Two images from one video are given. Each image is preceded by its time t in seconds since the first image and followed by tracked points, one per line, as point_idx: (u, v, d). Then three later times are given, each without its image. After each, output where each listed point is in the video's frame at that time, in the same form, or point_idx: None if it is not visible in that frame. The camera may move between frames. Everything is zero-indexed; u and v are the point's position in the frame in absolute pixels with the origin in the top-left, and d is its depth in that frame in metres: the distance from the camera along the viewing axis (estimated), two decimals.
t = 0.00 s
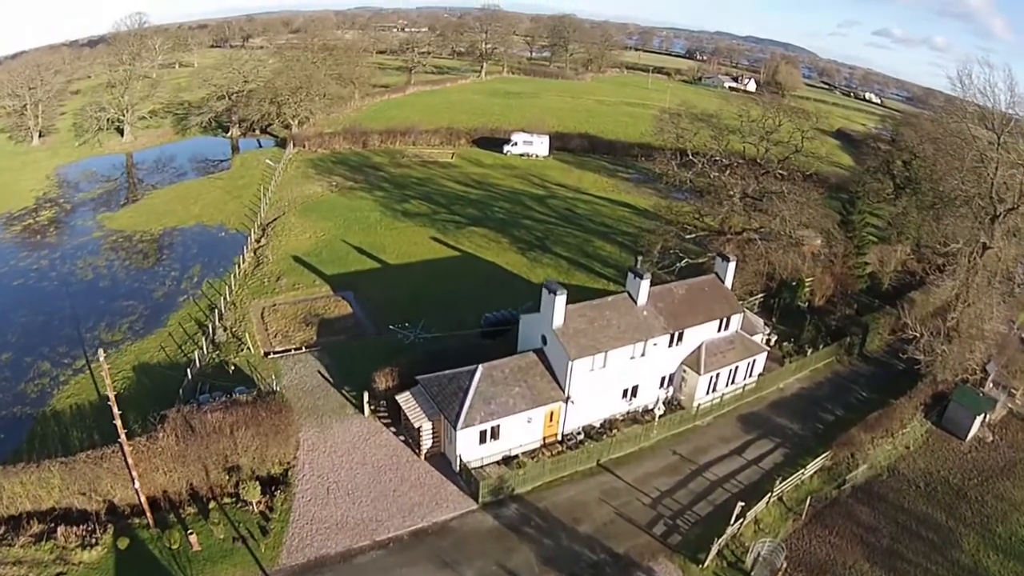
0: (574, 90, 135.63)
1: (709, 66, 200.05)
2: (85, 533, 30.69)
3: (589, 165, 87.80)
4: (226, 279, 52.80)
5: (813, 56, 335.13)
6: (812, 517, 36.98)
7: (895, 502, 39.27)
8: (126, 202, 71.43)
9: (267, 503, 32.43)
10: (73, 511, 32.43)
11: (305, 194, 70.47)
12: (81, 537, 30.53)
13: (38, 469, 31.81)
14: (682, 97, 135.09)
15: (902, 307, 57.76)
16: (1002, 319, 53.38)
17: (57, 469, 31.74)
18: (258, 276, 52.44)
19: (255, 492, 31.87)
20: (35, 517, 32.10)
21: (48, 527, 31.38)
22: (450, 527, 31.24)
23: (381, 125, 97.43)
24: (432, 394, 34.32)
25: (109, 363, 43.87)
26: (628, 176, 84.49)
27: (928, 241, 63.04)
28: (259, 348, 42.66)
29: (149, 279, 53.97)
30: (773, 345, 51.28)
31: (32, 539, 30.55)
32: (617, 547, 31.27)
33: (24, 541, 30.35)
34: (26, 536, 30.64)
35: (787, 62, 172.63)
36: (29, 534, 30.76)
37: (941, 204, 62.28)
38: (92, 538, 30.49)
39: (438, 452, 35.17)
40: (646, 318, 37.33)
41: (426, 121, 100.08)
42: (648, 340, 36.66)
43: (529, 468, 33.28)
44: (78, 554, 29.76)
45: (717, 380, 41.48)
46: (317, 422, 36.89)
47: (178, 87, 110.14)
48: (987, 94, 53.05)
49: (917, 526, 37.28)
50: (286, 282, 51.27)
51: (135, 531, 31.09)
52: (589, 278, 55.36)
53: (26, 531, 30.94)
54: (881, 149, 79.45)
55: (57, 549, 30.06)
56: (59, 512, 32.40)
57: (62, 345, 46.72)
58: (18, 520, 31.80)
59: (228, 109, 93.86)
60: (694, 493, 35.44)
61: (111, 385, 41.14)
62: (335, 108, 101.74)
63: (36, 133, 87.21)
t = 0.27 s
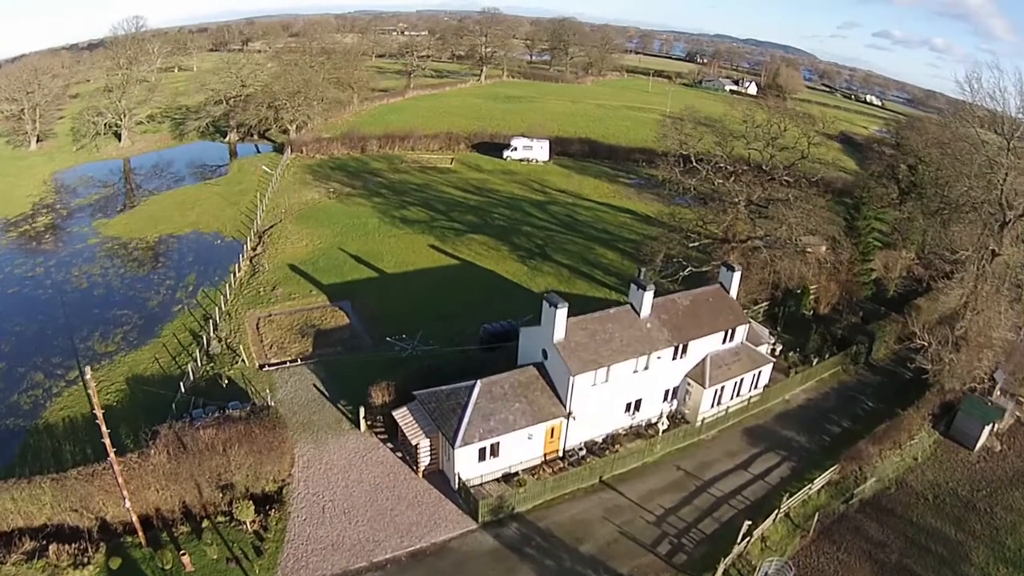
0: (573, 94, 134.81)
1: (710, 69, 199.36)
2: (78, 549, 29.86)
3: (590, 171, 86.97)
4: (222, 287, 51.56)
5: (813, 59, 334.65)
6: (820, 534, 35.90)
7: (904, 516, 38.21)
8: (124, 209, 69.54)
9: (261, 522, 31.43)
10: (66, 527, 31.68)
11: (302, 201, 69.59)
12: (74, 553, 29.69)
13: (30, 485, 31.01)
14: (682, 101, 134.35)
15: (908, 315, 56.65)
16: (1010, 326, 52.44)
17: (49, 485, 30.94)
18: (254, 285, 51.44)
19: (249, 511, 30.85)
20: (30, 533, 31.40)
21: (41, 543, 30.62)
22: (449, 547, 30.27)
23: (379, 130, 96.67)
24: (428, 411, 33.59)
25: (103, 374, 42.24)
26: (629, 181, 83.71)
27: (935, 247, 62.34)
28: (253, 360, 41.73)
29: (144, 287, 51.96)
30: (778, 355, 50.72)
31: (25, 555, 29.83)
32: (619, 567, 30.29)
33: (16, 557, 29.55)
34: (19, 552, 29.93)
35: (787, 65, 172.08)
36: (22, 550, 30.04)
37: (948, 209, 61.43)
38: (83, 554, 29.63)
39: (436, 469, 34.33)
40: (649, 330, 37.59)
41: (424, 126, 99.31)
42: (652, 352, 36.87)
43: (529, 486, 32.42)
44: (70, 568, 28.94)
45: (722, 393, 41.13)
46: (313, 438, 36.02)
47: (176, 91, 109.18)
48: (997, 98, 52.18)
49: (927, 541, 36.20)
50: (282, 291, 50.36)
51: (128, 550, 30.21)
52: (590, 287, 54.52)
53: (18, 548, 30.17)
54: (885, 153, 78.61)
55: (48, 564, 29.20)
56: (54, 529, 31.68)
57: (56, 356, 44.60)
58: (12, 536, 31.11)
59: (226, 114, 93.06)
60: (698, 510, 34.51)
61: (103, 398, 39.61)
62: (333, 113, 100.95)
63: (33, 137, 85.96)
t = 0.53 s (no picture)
0: (575, 95, 133.79)
1: (712, 68, 198.34)
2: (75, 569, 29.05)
3: (593, 173, 86.12)
4: (220, 296, 50.86)
5: (815, 58, 333.17)
6: (833, 547, 34.64)
7: (916, 527, 37.07)
8: (122, 215, 68.63)
9: (259, 541, 30.62)
10: (63, 545, 30.86)
11: (302, 206, 68.83)
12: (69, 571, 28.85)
13: (25, 502, 30.41)
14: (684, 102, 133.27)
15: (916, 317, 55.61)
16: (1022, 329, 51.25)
17: (44, 503, 30.25)
18: (252, 294, 50.71)
19: (246, 529, 30.02)
20: (25, 551, 30.63)
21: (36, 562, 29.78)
22: (452, 566, 29.40)
23: (380, 133, 95.83)
24: (430, 426, 33.01)
25: (100, 387, 40.93)
26: (632, 183, 82.85)
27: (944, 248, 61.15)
28: (251, 371, 41.00)
29: (141, 297, 51.11)
30: (787, 361, 49.59)
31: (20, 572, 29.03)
32: None
33: None
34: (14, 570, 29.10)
35: (790, 64, 170.99)
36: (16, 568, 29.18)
37: (957, 211, 60.31)
38: None
39: (438, 484, 33.51)
40: (656, 340, 36.78)
41: (425, 129, 98.47)
42: (660, 363, 36.14)
43: (533, 503, 31.65)
44: None
45: (730, 403, 40.20)
46: (312, 453, 35.26)
47: (176, 96, 108.52)
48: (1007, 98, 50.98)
49: (939, 552, 35.08)
50: (281, 300, 49.61)
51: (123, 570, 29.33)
52: (594, 292, 53.68)
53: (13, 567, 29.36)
54: (892, 153, 77.54)
55: None
56: (49, 547, 30.85)
57: (52, 368, 43.27)
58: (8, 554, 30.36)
59: (225, 119, 92.42)
60: (707, 525, 33.57)
61: (100, 412, 38.54)
62: (333, 117, 100.16)
63: (32, 144, 85.37)
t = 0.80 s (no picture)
0: (577, 93, 132.67)
1: (714, 64, 196.98)
2: None
3: (596, 172, 85.12)
4: (218, 302, 50.08)
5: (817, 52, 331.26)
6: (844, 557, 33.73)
7: (930, 535, 36.05)
8: (121, 219, 67.89)
9: (257, 557, 29.86)
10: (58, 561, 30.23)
11: (302, 209, 67.99)
12: None
13: (19, 519, 29.53)
14: (687, 98, 132.06)
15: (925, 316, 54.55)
16: None
17: (38, 519, 29.39)
18: (251, 299, 49.94)
19: (244, 546, 29.24)
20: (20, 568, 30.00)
21: None
22: None
23: (380, 133, 94.91)
24: (432, 438, 32.24)
25: (96, 397, 40.04)
26: (636, 182, 81.91)
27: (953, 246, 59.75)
28: (249, 380, 40.21)
29: (139, 303, 50.37)
30: (795, 364, 48.62)
31: None
32: None
33: None
34: None
35: (792, 59, 169.64)
36: None
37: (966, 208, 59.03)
38: None
39: (441, 497, 32.70)
40: (664, 346, 35.87)
41: (426, 128, 97.53)
42: (667, 370, 35.22)
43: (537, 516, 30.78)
44: None
45: (739, 409, 39.21)
46: (312, 464, 34.49)
47: (175, 98, 107.73)
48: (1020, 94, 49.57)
49: (953, 561, 34.06)
50: (280, 305, 48.83)
51: None
52: (599, 295, 52.74)
53: None
54: (899, 149, 76.37)
55: None
56: (44, 563, 30.20)
57: (48, 377, 42.29)
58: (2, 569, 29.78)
59: (225, 121, 91.65)
60: (717, 536, 32.68)
61: (96, 423, 37.59)
62: (333, 117, 99.27)
63: (31, 148, 84.54)
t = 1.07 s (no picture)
0: (577, 89, 131.65)
1: (715, 60, 195.74)
2: None
3: (597, 170, 84.24)
4: (212, 303, 49.29)
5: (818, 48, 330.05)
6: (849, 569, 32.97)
7: (936, 545, 35.26)
8: (117, 218, 67.11)
9: (250, 570, 29.04)
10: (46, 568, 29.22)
11: (299, 208, 67.14)
12: None
13: (9, 529, 28.81)
14: (688, 95, 131.04)
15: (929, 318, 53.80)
16: None
17: (29, 530, 28.61)
18: (246, 301, 49.11)
19: (236, 559, 28.38)
20: None
21: None
22: None
23: (379, 131, 93.97)
24: (428, 448, 31.63)
25: (89, 403, 39.24)
26: (637, 180, 81.08)
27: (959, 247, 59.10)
28: (243, 386, 39.40)
29: (133, 305, 49.59)
30: (799, 369, 47.87)
31: None
32: None
33: None
34: None
35: (793, 56, 168.53)
36: None
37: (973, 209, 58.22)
38: None
39: (438, 508, 31.98)
40: (667, 353, 35.12)
41: (425, 125, 96.59)
42: (671, 378, 34.50)
43: (536, 529, 30.07)
44: None
45: (744, 417, 38.46)
46: (307, 473, 33.76)
47: (173, 95, 106.77)
48: None
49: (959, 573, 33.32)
50: (276, 307, 48.04)
51: None
52: (600, 297, 51.94)
53: None
54: (904, 148, 75.50)
55: None
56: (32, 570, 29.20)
57: (40, 381, 41.45)
58: None
59: (222, 119, 90.76)
60: (720, 548, 31.97)
61: (89, 430, 36.83)
62: (331, 114, 98.33)
63: (28, 146, 83.61)
